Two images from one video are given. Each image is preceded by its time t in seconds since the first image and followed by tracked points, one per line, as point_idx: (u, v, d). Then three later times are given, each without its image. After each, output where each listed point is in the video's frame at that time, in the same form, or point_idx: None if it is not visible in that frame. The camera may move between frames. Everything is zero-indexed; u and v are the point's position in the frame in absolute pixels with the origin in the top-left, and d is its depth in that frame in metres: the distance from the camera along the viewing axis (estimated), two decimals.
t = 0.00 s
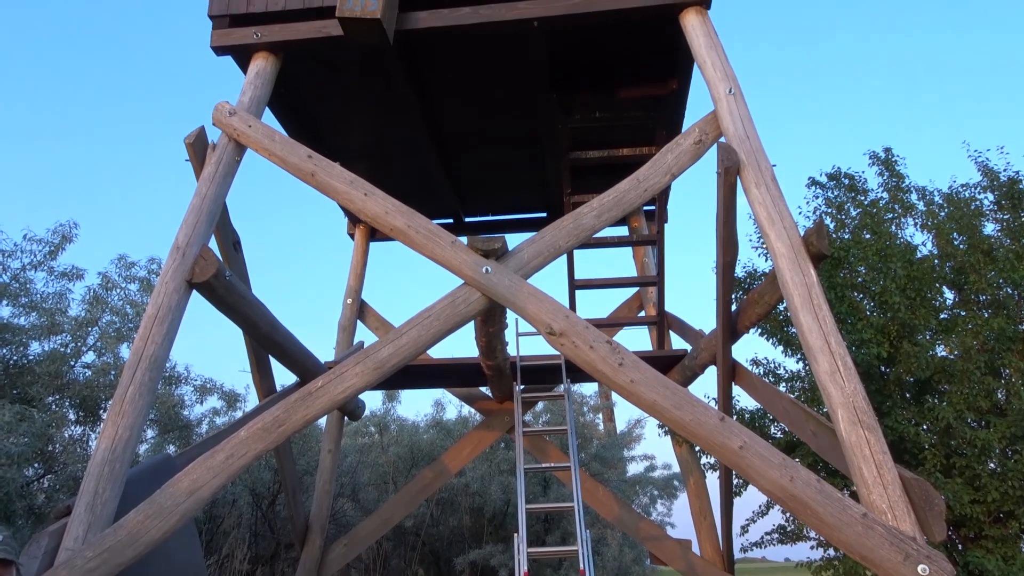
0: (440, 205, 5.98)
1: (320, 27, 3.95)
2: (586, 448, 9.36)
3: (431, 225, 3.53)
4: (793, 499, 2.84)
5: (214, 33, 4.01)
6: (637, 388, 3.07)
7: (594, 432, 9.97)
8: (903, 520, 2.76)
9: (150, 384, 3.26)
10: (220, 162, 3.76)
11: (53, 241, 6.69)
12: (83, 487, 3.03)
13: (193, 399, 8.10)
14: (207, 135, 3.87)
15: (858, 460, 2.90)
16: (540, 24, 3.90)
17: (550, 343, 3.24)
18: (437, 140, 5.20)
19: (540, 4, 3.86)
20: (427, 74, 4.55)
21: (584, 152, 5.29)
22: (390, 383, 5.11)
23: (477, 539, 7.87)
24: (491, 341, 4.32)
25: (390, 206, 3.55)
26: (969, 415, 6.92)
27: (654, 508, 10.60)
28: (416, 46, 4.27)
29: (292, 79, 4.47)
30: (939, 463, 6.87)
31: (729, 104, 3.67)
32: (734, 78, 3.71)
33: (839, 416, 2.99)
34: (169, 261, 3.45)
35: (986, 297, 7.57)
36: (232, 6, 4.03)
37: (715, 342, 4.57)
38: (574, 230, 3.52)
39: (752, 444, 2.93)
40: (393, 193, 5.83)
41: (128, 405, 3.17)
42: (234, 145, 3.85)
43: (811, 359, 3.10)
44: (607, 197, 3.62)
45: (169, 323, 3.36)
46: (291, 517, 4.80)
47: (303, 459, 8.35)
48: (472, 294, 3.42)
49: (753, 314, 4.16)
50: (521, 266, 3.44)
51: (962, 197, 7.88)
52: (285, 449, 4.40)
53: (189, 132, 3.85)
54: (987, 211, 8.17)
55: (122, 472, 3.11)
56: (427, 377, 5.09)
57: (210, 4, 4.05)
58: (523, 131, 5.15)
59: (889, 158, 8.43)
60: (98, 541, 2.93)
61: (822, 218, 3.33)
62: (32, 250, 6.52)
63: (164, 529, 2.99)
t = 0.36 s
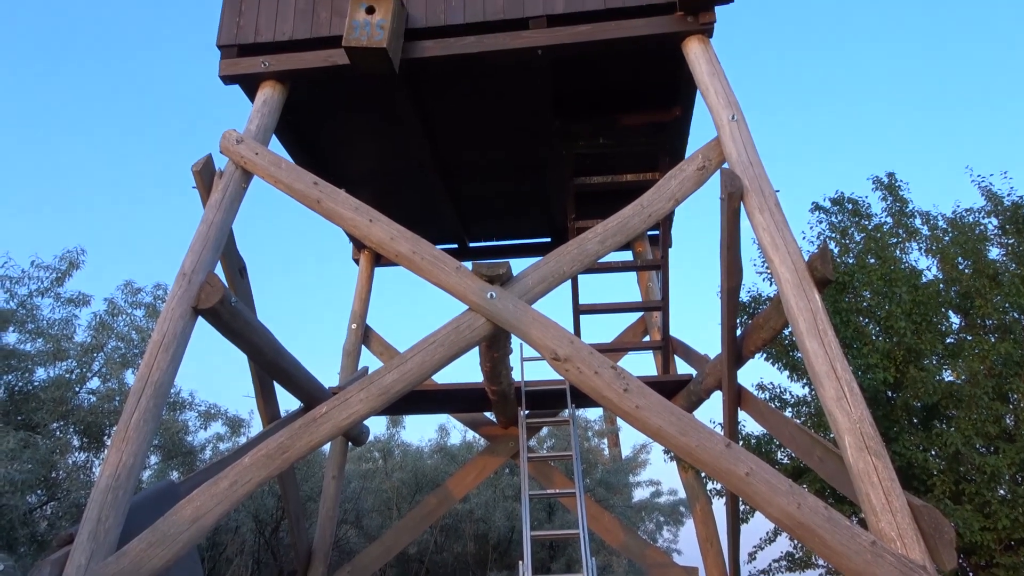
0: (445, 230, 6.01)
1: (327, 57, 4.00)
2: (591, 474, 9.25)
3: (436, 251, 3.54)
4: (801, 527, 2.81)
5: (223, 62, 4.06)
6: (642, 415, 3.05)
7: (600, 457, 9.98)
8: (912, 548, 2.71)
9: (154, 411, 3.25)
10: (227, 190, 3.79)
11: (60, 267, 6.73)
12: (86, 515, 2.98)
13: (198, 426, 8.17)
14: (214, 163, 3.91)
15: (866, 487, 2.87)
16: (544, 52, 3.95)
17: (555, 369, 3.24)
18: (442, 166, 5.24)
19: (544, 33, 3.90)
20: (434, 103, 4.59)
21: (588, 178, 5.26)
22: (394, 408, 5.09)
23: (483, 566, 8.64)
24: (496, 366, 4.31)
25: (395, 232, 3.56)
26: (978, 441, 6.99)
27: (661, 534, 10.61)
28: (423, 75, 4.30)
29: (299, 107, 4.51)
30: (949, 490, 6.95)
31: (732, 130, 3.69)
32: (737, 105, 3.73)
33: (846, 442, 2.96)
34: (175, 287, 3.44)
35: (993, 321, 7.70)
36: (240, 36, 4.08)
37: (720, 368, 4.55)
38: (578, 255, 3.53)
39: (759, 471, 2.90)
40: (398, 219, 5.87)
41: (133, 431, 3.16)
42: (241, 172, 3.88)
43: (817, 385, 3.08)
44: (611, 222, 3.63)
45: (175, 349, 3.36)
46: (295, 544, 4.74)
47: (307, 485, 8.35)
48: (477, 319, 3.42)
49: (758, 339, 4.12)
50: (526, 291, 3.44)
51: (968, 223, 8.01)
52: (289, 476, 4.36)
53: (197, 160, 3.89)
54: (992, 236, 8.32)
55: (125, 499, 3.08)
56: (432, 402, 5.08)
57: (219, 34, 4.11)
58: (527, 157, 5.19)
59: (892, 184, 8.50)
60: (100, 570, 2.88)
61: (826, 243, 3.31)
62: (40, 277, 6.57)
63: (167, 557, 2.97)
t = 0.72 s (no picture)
0: (447, 248, 6.02)
1: (330, 76, 4.03)
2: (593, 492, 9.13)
3: (438, 268, 3.54)
4: (806, 545, 2.78)
5: (227, 81, 4.09)
6: (645, 432, 3.04)
7: (602, 474, 9.96)
8: (919, 568, 2.68)
9: (156, 429, 3.24)
10: (230, 208, 3.81)
11: (64, 285, 6.76)
12: (86, 534, 2.96)
13: (199, 443, 8.16)
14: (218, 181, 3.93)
15: (871, 505, 2.85)
16: (545, 70, 3.97)
17: (557, 386, 3.23)
18: (444, 184, 5.26)
19: (545, 52, 3.93)
20: (437, 122, 4.62)
21: (590, 195, 5.28)
22: (396, 425, 5.08)
23: None
24: (498, 382, 4.31)
25: (397, 249, 3.57)
26: (983, 458, 6.99)
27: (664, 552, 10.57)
28: (426, 94, 4.33)
29: (303, 125, 4.53)
30: (953, 507, 6.95)
31: (733, 148, 3.71)
32: (738, 123, 3.75)
33: (850, 460, 2.94)
34: (178, 305, 3.45)
35: (996, 337, 7.71)
36: (245, 55, 4.12)
37: (723, 385, 4.54)
38: (580, 272, 3.53)
39: (763, 488, 2.88)
40: (400, 236, 5.88)
41: (135, 450, 3.15)
42: (244, 190, 3.90)
43: (820, 402, 3.06)
44: (613, 240, 3.63)
45: (177, 366, 3.35)
46: (296, 562, 4.70)
47: (308, 503, 8.31)
48: (479, 336, 3.41)
49: (761, 356, 4.10)
50: (528, 308, 3.43)
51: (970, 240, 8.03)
52: (290, 494, 4.35)
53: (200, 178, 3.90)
54: (994, 253, 8.34)
55: (127, 518, 3.06)
56: (434, 419, 5.06)
57: (223, 54, 4.15)
58: (529, 174, 5.21)
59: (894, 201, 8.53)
60: None
61: (827, 260, 3.31)
62: (43, 294, 6.57)
63: None
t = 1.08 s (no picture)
0: (447, 254, 6.02)
1: (329, 83, 4.03)
2: (595, 496, 9.25)
3: (438, 274, 3.54)
4: (807, 552, 2.77)
5: (226, 89, 4.10)
6: (645, 438, 3.03)
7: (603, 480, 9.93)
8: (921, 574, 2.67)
9: (155, 437, 3.23)
10: (229, 215, 3.81)
11: (63, 292, 6.75)
12: (85, 543, 2.95)
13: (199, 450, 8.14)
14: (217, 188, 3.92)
15: (872, 511, 2.83)
16: (545, 77, 3.98)
17: (557, 393, 3.22)
18: (444, 190, 5.26)
19: (544, 58, 3.94)
20: (437, 128, 4.62)
21: (589, 201, 5.28)
22: (396, 432, 5.06)
23: None
24: (498, 388, 4.29)
25: (397, 255, 3.57)
26: (984, 463, 6.98)
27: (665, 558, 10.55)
28: (426, 100, 4.33)
29: (303, 132, 4.53)
30: (955, 512, 6.95)
31: (732, 153, 3.70)
32: (737, 128, 3.75)
33: (850, 465, 2.92)
34: (177, 312, 3.44)
35: (996, 341, 7.70)
36: (244, 62, 4.13)
37: (723, 390, 4.53)
38: (580, 278, 3.52)
39: (763, 494, 2.87)
40: (399, 242, 5.88)
41: (134, 457, 3.14)
42: (244, 197, 3.90)
43: (820, 408, 3.05)
44: (612, 245, 3.63)
45: (177, 374, 3.35)
46: (296, 570, 4.69)
47: (308, 509, 8.30)
48: (479, 342, 3.41)
49: (761, 361, 4.09)
50: (527, 314, 3.43)
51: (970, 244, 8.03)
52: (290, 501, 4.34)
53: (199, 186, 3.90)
54: (994, 257, 8.34)
55: (126, 526, 3.05)
56: (434, 426, 5.05)
57: (222, 61, 4.15)
58: (528, 180, 5.21)
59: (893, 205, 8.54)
60: None
61: (827, 265, 3.30)
62: (42, 302, 6.57)
63: None
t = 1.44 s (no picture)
0: (447, 268, 6.02)
1: (330, 98, 4.05)
2: (596, 511, 9.40)
3: (438, 289, 3.53)
4: (809, 570, 2.75)
5: (228, 104, 4.11)
6: (646, 455, 3.02)
7: (603, 495, 9.90)
8: None
9: (154, 452, 3.22)
10: (230, 229, 3.81)
11: (63, 306, 6.75)
12: (82, 560, 2.93)
13: (198, 464, 8.11)
14: (218, 204, 3.93)
15: (874, 529, 2.81)
16: (545, 92, 4.00)
17: (558, 408, 3.21)
18: (445, 204, 5.27)
19: (544, 74, 3.96)
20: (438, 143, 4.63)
21: (589, 215, 5.30)
22: (396, 447, 5.04)
23: None
24: (497, 403, 4.28)
25: (397, 270, 3.57)
26: (985, 479, 6.96)
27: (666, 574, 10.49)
28: (426, 115, 4.34)
29: (303, 147, 4.55)
30: (957, 528, 6.91)
31: (732, 169, 3.71)
32: (736, 144, 3.77)
33: (852, 482, 2.91)
34: (177, 327, 3.44)
35: (997, 356, 7.69)
36: (246, 78, 4.15)
37: (724, 405, 4.51)
38: (580, 293, 3.52)
39: (765, 511, 2.86)
40: (399, 256, 5.88)
41: (132, 472, 3.12)
42: (244, 212, 3.90)
43: (821, 424, 3.04)
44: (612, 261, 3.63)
45: (177, 388, 3.34)
46: None
47: (307, 524, 8.26)
48: (479, 358, 3.40)
49: (761, 376, 4.08)
50: (527, 329, 3.42)
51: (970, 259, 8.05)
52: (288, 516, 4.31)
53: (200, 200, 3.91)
54: (993, 271, 8.36)
55: (123, 542, 3.03)
56: (433, 441, 5.03)
57: (224, 77, 4.17)
58: (529, 195, 5.22)
59: (893, 220, 8.56)
60: None
61: (827, 280, 3.30)
62: (42, 315, 6.57)
63: None
